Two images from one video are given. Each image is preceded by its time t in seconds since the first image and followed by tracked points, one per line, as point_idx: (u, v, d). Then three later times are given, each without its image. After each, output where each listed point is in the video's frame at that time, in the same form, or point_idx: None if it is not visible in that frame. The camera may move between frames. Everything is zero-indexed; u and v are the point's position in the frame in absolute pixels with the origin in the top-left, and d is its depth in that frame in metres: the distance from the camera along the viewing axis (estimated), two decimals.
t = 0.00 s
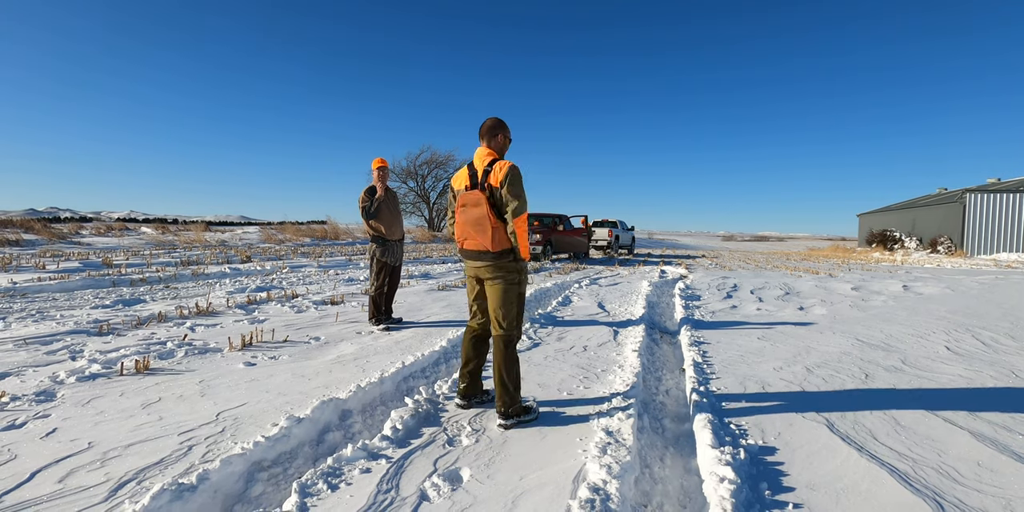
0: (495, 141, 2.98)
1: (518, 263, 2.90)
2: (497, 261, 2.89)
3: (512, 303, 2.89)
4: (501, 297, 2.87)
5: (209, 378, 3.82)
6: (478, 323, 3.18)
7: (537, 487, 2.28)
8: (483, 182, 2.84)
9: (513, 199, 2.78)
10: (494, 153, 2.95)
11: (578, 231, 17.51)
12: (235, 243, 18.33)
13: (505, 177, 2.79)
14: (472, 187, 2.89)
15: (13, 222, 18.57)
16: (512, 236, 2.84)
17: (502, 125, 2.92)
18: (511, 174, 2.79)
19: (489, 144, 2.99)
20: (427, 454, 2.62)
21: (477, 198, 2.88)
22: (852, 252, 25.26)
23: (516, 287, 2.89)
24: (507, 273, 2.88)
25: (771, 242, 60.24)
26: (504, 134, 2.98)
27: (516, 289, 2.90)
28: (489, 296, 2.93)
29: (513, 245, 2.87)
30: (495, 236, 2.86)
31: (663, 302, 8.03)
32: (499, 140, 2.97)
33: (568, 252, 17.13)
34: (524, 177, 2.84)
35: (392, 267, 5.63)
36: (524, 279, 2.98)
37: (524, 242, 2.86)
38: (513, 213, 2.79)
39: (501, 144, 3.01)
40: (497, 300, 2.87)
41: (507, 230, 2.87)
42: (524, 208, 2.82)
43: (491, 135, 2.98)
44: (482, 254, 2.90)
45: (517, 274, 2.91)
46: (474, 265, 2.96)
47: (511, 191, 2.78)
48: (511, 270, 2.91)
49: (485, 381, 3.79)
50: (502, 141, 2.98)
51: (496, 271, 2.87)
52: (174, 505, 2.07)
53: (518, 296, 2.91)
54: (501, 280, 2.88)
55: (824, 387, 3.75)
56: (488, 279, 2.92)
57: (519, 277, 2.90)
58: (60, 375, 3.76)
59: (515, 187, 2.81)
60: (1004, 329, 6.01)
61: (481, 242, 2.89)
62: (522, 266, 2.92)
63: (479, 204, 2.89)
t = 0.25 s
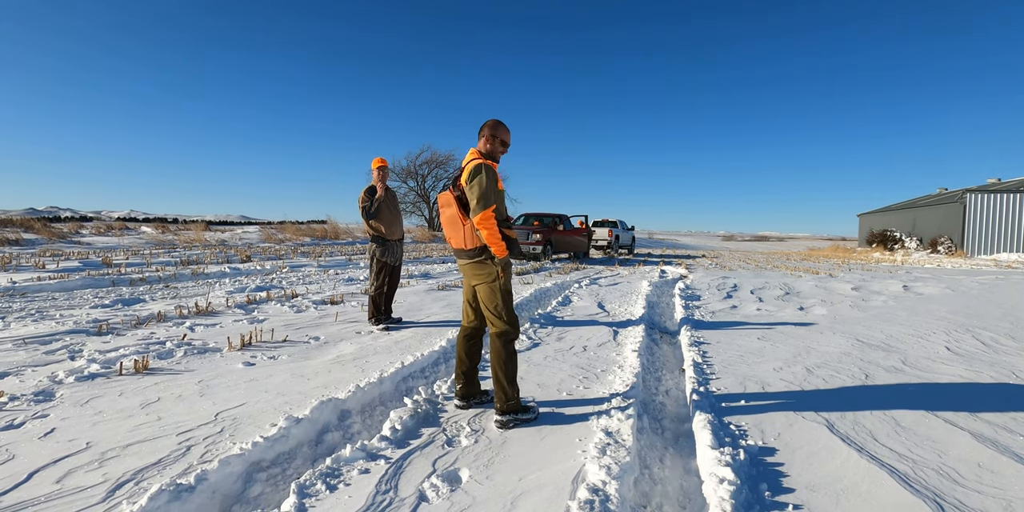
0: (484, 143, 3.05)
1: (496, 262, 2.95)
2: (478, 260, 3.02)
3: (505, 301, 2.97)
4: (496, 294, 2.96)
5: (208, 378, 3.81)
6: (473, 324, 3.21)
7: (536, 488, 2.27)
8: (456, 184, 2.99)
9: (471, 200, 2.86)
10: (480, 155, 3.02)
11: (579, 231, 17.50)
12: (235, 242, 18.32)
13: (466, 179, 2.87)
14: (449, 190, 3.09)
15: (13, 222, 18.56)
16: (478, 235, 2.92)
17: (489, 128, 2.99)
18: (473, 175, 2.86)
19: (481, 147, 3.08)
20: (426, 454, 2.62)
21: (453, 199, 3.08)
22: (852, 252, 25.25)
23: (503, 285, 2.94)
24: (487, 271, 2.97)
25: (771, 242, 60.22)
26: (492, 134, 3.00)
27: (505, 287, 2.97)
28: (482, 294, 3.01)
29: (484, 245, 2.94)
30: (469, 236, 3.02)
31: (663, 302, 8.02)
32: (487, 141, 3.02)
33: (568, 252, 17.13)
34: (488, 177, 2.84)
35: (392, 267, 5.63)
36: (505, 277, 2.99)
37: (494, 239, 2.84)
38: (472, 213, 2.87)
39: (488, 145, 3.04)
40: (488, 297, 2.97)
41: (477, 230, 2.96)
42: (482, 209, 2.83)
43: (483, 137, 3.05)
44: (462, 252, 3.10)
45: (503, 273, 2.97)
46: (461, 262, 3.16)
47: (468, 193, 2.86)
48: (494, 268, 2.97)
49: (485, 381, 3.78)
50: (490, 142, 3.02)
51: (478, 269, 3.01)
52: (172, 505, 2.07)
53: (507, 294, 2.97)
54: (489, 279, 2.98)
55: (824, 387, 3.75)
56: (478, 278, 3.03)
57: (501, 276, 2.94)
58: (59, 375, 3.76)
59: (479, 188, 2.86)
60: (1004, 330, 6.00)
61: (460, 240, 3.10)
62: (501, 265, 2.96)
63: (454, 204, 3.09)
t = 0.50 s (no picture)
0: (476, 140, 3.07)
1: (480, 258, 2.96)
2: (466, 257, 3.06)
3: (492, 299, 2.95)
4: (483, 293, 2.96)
5: (208, 377, 3.81)
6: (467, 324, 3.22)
7: (535, 487, 2.27)
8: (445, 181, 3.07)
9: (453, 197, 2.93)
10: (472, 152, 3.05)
11: (579, 230, 17.49)
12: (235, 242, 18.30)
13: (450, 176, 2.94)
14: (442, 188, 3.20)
15: (13, 221, 18.54)
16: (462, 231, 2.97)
17: (479, 126, 3.01)
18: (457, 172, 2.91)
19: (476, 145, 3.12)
20: (425, 453, 2.62)
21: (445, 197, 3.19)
22: (853, 252, 25.23)
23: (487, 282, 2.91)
24: (473, 268, 2.99)
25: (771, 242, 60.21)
26: (482, 132, 3.02)
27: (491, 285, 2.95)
28: (473, 293, 3.02)
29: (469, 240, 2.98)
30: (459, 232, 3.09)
31: (662, 301, 8.02)
32: (479, 138, 3.04)
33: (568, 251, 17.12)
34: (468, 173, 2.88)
35: (392, 267, 5.62)
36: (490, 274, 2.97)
37: (476, 234, 2.86)
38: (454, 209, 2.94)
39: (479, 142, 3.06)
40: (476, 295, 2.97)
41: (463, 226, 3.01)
42: (461, 204, 2.88)
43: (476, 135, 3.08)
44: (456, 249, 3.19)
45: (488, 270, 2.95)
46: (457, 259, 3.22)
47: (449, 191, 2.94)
48: (479, 265, 2.96)
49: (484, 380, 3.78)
50: (481, 138, 3.03)
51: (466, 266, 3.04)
52: (171, 504, 2.06)
53: (493, 291, 2.94)
54: (474, 277, 2.99)
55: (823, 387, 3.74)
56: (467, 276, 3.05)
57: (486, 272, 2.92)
58: (59, 374, 3.76)
59: (461, 184, 2.91)
60: (1004, 329, 6.00)
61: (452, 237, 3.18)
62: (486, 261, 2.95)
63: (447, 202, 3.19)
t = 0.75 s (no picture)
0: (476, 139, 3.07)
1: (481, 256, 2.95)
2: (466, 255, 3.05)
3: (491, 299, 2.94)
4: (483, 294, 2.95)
5: (206, 376, 3.80)
6: (467, 323, 3.22)
7: (533, 487, 2.27)
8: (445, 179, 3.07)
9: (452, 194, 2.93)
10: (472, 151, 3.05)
11: (579, 230, 17.48)
12: (234, 241, 18.29)
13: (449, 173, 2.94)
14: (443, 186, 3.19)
15: (12, 220, 18.52)
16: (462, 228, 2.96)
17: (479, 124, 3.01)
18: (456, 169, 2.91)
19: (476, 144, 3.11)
20: (423, 453, 2.61)
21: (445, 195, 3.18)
22: (852, 252, 25.23)
23: (486, 279, 2.89)
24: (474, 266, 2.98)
25: (771, 241, 60.21)
26: (482, 130, 3.01)
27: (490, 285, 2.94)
28: (473, 292, 3.02)
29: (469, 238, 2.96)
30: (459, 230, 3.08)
31: (662, 301, 8.01)
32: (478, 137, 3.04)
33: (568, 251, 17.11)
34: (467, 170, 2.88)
35: (391, 267, 5.61)
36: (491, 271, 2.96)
37: (476, 231, 2.85)
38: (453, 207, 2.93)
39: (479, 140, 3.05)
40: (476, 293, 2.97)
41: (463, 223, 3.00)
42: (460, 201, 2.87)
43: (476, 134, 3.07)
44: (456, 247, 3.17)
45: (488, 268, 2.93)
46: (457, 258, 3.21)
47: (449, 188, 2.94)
48: (479, 262, 2.95)
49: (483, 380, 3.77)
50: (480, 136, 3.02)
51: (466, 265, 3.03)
52: (168, 504, 2.06)
53: (491, 290, 2.93)
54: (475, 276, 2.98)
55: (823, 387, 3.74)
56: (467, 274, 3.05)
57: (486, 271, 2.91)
58: (56, 373, 3.75)
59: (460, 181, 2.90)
60: (1004, 329, 6.00)
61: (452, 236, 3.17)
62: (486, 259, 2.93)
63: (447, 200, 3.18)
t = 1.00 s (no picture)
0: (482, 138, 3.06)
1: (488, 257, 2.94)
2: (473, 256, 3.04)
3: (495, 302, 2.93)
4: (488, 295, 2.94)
5: (205, 375, 3.80)
6: (470, 323, 3.21)
7: (532, 486, 2.27)
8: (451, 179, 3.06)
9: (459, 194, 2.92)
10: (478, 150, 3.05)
11: (579, 229, 17.48)
12: (234, 240, 18.29)
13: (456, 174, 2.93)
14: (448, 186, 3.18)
15: (12, 219, 18.50)
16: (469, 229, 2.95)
17: (485, 124, 3.00)
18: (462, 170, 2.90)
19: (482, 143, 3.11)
20: (422, 453, 2.61)
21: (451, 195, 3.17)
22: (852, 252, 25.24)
23: (492, 282, 2.89)
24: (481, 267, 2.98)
25: (771, 241, 60.22)
26: (488, 129, 3.01)
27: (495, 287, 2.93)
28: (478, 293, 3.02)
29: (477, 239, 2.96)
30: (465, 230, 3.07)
31: (661, 300, 8.01)
32: (484, 136, 3.03)
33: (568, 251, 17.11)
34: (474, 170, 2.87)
35: (390, 266, 5.61)
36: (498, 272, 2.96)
37: (483, 232, 2.85)
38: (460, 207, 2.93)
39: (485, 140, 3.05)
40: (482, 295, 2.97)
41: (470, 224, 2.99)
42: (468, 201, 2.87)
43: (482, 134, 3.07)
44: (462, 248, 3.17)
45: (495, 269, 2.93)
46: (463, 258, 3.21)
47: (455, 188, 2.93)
48: (486, 264, 2.94)
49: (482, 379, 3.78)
50: (486, 136, 3.02)
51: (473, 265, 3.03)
52: (167, 502, 2.06)
53: (497, 292, 2.92)
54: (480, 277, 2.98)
55: (821, 386, 3.74)
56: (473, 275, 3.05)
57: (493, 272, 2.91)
58: (56, 373, 3.75)
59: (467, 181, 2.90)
60: (1003, 329, 6.01)
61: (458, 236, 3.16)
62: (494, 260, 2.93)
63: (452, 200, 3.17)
